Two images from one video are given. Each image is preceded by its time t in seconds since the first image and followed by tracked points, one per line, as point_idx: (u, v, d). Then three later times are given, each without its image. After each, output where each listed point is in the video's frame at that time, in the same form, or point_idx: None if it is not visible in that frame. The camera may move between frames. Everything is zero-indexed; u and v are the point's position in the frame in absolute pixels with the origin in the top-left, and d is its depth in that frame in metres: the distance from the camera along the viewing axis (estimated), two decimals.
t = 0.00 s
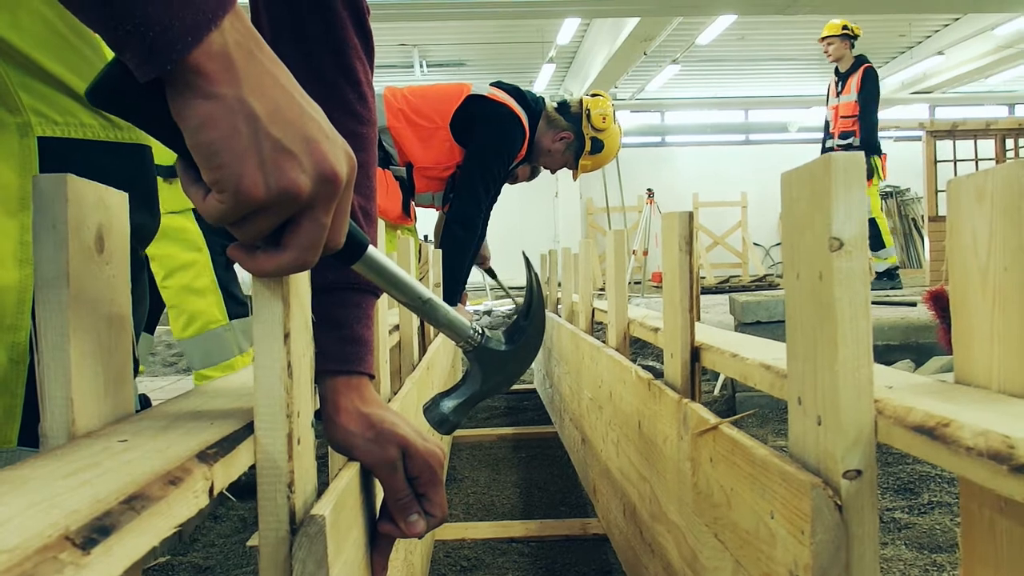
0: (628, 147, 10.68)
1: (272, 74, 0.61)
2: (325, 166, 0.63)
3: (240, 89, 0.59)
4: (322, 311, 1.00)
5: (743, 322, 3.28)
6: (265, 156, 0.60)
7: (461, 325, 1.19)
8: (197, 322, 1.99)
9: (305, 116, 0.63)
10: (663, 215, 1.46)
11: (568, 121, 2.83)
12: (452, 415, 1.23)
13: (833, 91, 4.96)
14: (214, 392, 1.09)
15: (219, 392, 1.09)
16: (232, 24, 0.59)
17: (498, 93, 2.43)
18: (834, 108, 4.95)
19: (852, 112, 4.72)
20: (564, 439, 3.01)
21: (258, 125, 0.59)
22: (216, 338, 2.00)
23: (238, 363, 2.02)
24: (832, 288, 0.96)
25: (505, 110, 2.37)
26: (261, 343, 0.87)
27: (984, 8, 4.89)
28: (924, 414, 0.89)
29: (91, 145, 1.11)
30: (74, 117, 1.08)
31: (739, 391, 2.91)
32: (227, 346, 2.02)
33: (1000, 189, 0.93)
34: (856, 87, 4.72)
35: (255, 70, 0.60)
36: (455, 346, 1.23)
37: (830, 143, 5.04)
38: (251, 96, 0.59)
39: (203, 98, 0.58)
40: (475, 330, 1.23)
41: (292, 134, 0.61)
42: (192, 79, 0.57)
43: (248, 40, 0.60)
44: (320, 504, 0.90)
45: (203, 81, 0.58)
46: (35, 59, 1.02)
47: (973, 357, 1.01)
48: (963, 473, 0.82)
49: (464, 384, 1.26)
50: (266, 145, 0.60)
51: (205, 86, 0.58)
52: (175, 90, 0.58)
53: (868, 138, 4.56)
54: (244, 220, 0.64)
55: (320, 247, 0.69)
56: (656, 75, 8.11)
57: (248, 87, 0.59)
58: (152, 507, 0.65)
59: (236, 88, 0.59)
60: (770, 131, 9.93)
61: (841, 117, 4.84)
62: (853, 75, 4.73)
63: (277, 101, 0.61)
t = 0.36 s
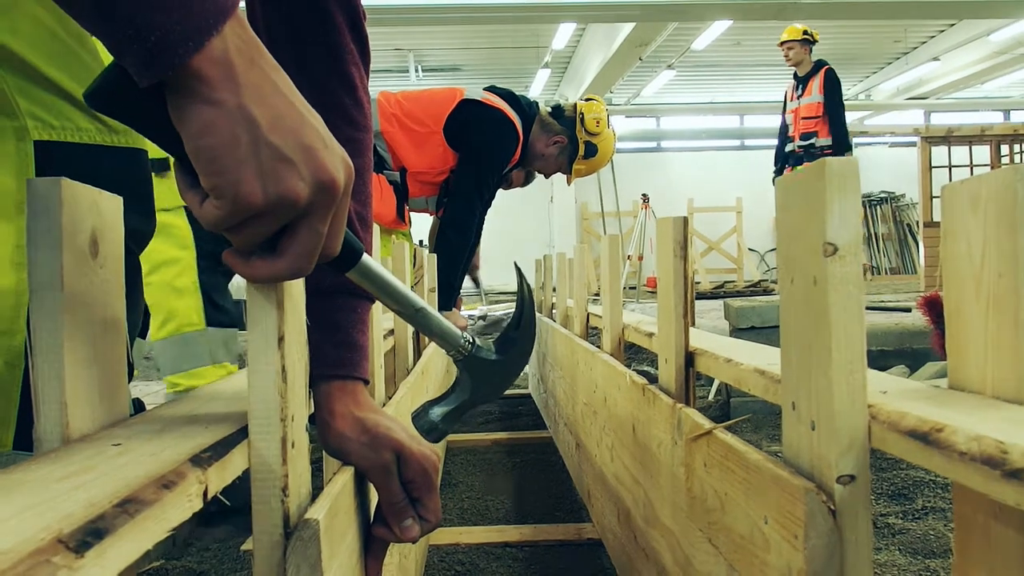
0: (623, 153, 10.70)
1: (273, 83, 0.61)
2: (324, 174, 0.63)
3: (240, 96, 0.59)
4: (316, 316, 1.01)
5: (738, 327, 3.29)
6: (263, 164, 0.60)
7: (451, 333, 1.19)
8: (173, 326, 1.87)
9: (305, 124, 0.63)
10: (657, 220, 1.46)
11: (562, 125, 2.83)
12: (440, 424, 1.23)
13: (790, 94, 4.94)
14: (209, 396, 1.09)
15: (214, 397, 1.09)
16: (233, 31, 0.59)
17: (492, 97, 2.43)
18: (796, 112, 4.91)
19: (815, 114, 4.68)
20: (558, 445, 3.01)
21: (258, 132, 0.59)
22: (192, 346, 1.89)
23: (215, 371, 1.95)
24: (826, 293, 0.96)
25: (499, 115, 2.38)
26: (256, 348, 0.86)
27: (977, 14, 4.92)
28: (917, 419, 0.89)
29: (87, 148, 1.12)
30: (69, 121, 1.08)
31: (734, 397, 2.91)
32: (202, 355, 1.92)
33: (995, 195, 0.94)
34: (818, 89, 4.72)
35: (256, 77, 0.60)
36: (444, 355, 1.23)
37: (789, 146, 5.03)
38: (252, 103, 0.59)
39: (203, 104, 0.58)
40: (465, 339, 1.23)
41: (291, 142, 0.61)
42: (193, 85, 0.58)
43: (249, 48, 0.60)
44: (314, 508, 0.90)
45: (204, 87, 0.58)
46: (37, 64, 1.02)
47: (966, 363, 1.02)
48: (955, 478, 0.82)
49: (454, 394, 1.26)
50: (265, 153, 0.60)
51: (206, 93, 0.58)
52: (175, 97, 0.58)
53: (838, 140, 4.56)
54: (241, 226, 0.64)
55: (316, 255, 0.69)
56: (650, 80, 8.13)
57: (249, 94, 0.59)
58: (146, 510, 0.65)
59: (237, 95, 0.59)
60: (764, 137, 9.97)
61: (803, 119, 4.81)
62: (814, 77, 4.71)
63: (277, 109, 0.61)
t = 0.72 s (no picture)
0: (620, 155, 10.71)
1: (268, 89, 0.61)
2: (318, 182, 0.63)
3: (235, 103, 0.59)
4: (310, 320, 1.01)
5: (733, 329, 3.29)
6: (258, 171, 0.60)
7: (445, 340, 1.19)
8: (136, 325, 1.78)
9: (300, 131, 0.63)
10: (651, 222, 1.46)
11: (558, 128, 2.84)
12: (433, 431, 1.22)
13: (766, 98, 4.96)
14: (203, 400, 1.09)
15: (208, 400, 1.09)
16: (228, 38, 0.59)
17: (488, 100, 2.44)
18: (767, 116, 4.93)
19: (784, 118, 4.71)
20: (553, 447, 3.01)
21: (251, 139, 0.59)
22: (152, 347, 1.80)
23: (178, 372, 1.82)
24: (819, 295, 0.96)
25: (495, 118, 2.38)
26: (249, 352, 0.86)
27: (971, 16, 4.93)
28: (909, 421, 0.89)
29: (83, 153, 1.12)
30: (64, 125, 1.08)
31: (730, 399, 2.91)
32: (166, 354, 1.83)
33: (986, 197, 0.94)
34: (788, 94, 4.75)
35: (251, 84, 0.60)
36: (437, 360, 1.23)
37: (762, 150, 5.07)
38: (247, 110, 0.59)
39: (198, 112, 0.58)
40: (459, 345, 1.23)
41: (286, 148, 0.61)
42: (187, 92, 0.58)
43: (244, 54, 0.60)
44: (308, 511, 0.90)
45: (198, 94, 0.58)
46: (26, 65, 1.03)
47: (958, 365, 1.02)
48: (948, 480, 0.83)
49: (447, 399, 1.26)
50: (260, 161, 0.60)
51: (201, 100, 0.58)
52: (170, 103, 0.58)
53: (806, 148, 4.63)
54: (235, 234, 0.64)
55: (309, 263, 0.69)
56: (646, 82, 8.15)
57: (243, 101, 0.59)
58: (140, 514, 0.65)
59: (232, 102, 0.59)
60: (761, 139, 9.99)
61: (774, 124, 4.84)
62: (786, 81, 4.72)
63: (272, 116, 0.61)
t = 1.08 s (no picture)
0: (618, 157, 10.72)
1: (264, 91, 0.61)
2: (313, 184, 0.62)
3: (231, 104, 0.58)
4: (307, 321, 1.00)
5: (730, 331, 3.29)
6: (253, 173, 0.59)
7: (440, 345, 1.19)
8: (161, 342, 1.82)
9: (297, 134, 0.62)
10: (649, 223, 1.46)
11: (556, 130, 2.84)
12: (429, 437, 1.19)
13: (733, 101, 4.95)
14: (199, 401, 1.08)
15: (204, 401, 1.08)
16: (225, 39, 0.58)
17: (486, 102, 2.44)
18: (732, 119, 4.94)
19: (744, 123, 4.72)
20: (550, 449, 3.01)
21: (247, 141, 0.59)
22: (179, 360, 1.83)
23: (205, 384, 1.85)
24: (816, 298, 0.96)
25: (492, 119, 2.38)
26: (245, 353, 0.86)
27: (969, 18, 4.94)
28: (906, 423, 0.89)
29: (82, 155, 1.11)
30: (63, 126, 1.07)
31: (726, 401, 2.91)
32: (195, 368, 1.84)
33: (984, 200, 0.94)
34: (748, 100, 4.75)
35: (247, 85, 0.59)
36: (433, 366, 1.22)
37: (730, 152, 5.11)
38: (242, 112, 0.59)
39: (194, 113, 0.58)
40: (454, 351, 1.23)
41: (281, 151, 0.60)
42: (183, 94, 0.57)
43: (240, 56, 0.59)
44: (304, 512, 0.89)
45: (194, 95, 0.57)
46: (27, 68, 1.03)
47: (956, 368, 1.02)
48: (946, 483, 0.82)
49: (441, 407, 1.23)
50: (255, 163, 0.59)
51: (197, 101, 0.58)
52: (166, 106, 0.58)
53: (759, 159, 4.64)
54: (229, 235, 0.63)
55: (304, 266, 0.68)
56: (644, 84, 8.16)
57: (239, 102, 0.59)
58: (134, 514, 0.64)
59: (228, 103, 0.58)
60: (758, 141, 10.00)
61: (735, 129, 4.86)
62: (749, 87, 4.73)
63: (267, 118, 0.60)
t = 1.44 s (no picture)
0: (616, 158, 10.73)
1: (262, 94, 0.60)
2: (311, 188, 0.62)
3: (230, 108, 0.58)
4: (305, 323, 1.00)
5: (729, 332, 3.29)
6: (251, 175, 0.59)
7: (437, 348, 1.18)
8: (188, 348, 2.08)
9: (295, 137, 0.62)
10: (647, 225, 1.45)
11: (553, 129, 2.84)
12: (425, 440, 1.18)
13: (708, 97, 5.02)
14: (197, 403, 1.08)
15: (203, 403, 1.08)
16: (223, 42, 0.58)
17: (483, 103, 2.43)
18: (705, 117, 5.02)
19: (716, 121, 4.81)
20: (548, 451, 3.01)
21: (245, 144, 0.58)
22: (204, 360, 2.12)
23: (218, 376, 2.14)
24: (814, 298, 0.96)
25: (487, 121, 2.38)
26: (244, 355, 0.86)
27: (966, 19, 4.94)
28: (905, 423, 0.89)
29: (79, 158, 1.11)
30: (62, 129, 1.07)
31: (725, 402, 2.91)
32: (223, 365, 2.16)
33: (982, 200, 0.94)
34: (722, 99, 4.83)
35: (246, 88, 0.59)
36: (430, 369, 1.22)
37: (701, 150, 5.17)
38: (240, 114, 0.58)
39: (192, 116, 0.58)
40: (451, 355, 1.22)
41: (279, 154, 0.60)
42: (181, 96, 0.57)
43: (239, 59, 0.59)
44: (302, 514, 0.89)
45: (193, 98, 0.57)
46: (27, 72, 1.02)
47: (955, 368, 1.02)
48: (946, 483, 0.82)
49: (438, 410, 1.23)
50: (253, 166, 0.59)
51: (196, 104, 0.57)
52: (166, 108, 0.58)
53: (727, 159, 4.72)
54: (227, 238, 0.63)
55: (302, 268, 0.68)
56: (641, 86, 8.17)
57: (238, 105, 0.58)
58: (132, 517, 0.64)
59: (226, 106, 0.58)
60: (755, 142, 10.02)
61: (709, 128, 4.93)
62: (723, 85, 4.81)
63: (265, 121, 0.60)
